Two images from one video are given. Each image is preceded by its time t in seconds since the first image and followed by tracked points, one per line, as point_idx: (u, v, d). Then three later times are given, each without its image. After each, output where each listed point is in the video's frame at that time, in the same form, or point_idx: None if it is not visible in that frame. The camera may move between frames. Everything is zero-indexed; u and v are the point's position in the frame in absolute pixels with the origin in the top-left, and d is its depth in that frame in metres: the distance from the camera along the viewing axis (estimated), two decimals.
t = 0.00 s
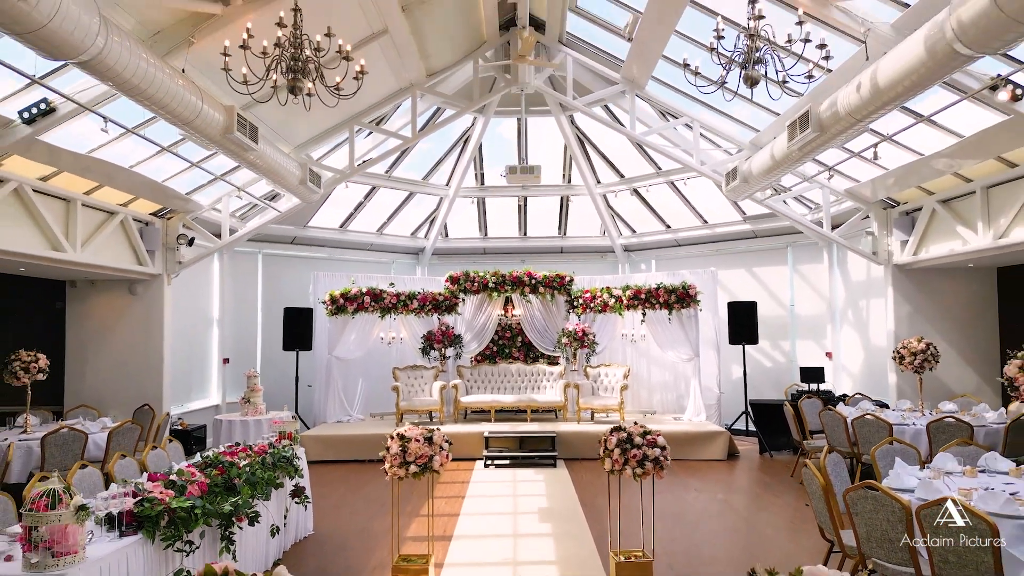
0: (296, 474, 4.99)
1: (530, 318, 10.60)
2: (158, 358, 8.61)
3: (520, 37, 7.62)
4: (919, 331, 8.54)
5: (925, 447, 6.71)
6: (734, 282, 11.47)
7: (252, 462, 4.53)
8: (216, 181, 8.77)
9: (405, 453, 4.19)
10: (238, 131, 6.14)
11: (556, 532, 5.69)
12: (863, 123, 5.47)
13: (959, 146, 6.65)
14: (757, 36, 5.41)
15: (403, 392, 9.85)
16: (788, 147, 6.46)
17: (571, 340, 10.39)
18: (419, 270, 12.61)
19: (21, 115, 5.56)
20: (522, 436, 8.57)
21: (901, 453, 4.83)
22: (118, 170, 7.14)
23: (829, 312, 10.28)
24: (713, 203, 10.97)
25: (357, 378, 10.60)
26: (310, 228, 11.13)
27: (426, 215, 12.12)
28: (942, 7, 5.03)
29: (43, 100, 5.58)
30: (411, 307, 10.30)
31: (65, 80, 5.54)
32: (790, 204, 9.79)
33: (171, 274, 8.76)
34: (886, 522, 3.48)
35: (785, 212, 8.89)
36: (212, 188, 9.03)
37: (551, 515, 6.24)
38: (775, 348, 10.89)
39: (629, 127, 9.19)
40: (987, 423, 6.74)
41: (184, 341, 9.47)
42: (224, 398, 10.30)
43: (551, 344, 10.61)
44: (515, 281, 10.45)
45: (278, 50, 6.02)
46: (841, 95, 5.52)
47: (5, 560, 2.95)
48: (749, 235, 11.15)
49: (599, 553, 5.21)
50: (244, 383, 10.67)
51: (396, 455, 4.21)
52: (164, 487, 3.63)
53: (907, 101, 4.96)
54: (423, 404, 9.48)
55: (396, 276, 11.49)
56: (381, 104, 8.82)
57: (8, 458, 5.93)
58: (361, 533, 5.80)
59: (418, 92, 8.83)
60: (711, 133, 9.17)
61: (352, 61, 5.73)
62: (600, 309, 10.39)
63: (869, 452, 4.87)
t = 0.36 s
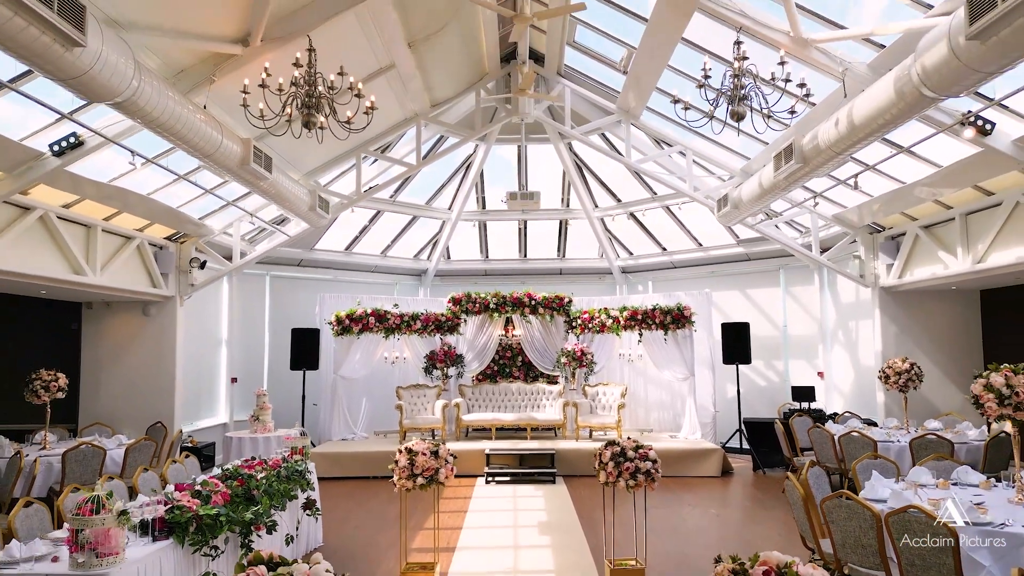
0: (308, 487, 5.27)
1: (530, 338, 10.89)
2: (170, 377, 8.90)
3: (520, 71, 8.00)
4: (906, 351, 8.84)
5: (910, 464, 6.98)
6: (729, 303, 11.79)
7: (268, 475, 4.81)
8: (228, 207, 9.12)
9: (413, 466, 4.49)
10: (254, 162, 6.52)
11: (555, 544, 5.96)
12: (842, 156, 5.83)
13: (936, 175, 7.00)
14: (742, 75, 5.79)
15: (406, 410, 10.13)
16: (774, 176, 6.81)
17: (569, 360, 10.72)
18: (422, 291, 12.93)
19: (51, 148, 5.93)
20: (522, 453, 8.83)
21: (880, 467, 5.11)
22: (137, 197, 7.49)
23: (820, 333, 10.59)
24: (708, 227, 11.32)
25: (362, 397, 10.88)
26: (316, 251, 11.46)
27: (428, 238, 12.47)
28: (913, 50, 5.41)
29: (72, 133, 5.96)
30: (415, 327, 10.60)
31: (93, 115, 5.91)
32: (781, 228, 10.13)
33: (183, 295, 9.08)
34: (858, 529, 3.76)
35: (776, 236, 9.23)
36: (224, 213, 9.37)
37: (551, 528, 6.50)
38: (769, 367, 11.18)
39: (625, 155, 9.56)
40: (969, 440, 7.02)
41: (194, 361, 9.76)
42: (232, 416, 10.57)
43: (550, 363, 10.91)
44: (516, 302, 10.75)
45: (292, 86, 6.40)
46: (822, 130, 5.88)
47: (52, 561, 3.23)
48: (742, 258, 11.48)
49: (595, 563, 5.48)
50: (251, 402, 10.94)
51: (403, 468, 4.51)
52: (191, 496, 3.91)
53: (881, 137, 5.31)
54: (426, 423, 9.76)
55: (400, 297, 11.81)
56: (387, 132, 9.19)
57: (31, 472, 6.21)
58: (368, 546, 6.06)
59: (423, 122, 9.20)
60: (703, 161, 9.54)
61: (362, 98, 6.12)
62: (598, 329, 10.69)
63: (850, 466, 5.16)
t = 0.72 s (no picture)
0: (319, 500, 5.56)
1: (531, 358, 11.19)
2: (182, 396, 9.21)
3: (521, 105, 8.40)
4: (893, 371, 9.15)
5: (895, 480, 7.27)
6: (724, 324, 12.11)
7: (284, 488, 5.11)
8: (240, 232, 9.48)
9: (422, 479, 4.80)
10: (270, 193, 6.90)
11: (555, 557, 6.24)
12: (824, 188, 6.20)
13: (916, 204, 7.37)
14: (729, 112, 6.17)
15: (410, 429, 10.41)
16: (763, 205, 7.18)
17: (568, 380, 11.04)
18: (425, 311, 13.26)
19: (80, 180, 6.32)
20: (523, 470, 9.11)
21: (861, 481, 5.42)
22: (156, 224, 7.86)
23: (812, 353, 10.90)
24: (703, 250, 11.67)
25: (366, 416, 11.18)
26: (323, 273, 11.80)
27: (431, 260, 12.83)
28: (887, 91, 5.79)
29: (100, 166, 6.33)
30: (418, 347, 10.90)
31: (121, 149, 6.29)
32: (773, 252, 10.49)
33: (196, 317, 9.41)
34: (836, 537, 4.05)
35: (767, 260, 9.58)
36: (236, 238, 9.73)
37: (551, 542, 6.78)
38: (763, 387, 11.48)
39: (623, 182, 9.93)
40: (951, 457, 7.31)
41: (206, 380, 10.08)
42: (240, 434, 10.87)
43: (550, 382, 11.15)
44: (516, 323, 11.07)
45: (307, 121, 6.78)
46: (805, 163, 6.26)
47: (95, 564, 3.55)
48: (737, 280, 11.83)
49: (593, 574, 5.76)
50: (259, 420, 11.24)
51: (412, 481, 4.81)
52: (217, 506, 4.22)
53: (858, 171, 5.68)
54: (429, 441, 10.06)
55: (404, 318, 12.13)
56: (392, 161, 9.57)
57: (54, 487, 6.51)
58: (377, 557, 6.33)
59: (428, 150, 9.58)
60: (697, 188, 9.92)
61: (373, 133, 6.50)
62: (597, 349, 11.00)
63: (834, 481, 5.45)
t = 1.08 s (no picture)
0: (331, 509, 5.84)
1: (532, 373, 11.47)
2: (194, 410, 9.51)
3: (521, 131, 8.76)
4: (882, 386, 9.45)
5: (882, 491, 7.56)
6: (720, 339, 12.42)
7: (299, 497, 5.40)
8: (250, 250, 9.81)
9: (429, 488, 5.10)
10: (284, 215, 7.24)
11: (555, 564, 6.52)
12: (810, 211, 6.55)
13: (900, 225, 7.71)
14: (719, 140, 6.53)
15: (414, 442, 10.71)
16: (754, 227, 7.52)
17: (568, 394, 11.33)
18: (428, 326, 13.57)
19: (104, 204, 6.67)
20: (524, 482, 9.39)
21: (845, 490, 5.71)
22: (172, 244, 8.19)
23: (805, 368, 11.20)
24: (698, 267, 12.00)
25: (371, 429, 11.48)
26: (329, 289, 12.12)
27: (434, 276, 13.16)
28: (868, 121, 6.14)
29: (124, 191, 6.69)
30: (421, 362, 11.23)
31: (143, 175, 6.64)
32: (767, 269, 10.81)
33: (207, 333, 9.72)
34: (817, 541, 4.34)
35: (760, 278, 9.91)
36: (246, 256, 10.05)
37: (552, 550, 7.06)
38: (758, 401, 11.76)
39: (621, 202, 10.28)
40: (937, 469, 7.59)
41: (216, 394, 10.37)
42: (248, 447, 11.16)
43: (549, 396, 11.43)
44: (517, 338, 11.38)
45: (319, 148, 7.14)
46: (791, 189, 6.61)
47: (131, 565, 3.86)
48: (732, 296, 12.14)
49: None
50: (266, 433, 11.52)
51: (421, 490, 5.11)
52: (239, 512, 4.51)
53: (840, 197, 6.02)
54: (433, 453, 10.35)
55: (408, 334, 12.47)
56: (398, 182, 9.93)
57: (76, 498, 6.80)
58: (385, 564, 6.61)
59: (432, 172, 9.93)
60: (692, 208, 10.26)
61: (382, 159, 6.85)
62: (596, 363, 11.33)
63: (820, 490, 5.74)
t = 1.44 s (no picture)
0: (341, 517, 6.13)
1: (532, 386, 11.76)
2: (204, 422, 9.80)
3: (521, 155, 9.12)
4: (871, 399, 9.76)
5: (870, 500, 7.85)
6: (715, 353, 12.73)
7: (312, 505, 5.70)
8: (259, 268, 10.13)
9: (435, 496, 5.40)
10: (295, 236, 7.58)
11: (554, 571, 6.80)
12: (796, 233, 6.89)
13: (885, 245, 8.04)
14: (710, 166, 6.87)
15: (417, 453, 10.99)
16: (745, 247, 7.86)
17: (568, 407, 11.57)
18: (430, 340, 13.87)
19: (126, 226, 7.01)
20: (525, 493, 9.67)
21: (830, 499, 6.01)
22: (187, 263, 8.53)
23: (798, 382, 11.50)
24: (694, 283, 12.33)
25: (375, 441, 11.76)
26: (334, 304, 12.43)
27: (436, 292, 13.48)
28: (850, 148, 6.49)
29: (144, 214, 7.03)
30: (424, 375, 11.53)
31: (163, 199, 6.99)
32: (760, 285, 11.14)
33: (218, 347, 10.03)
34: (799, 545, 4.64)
35: (753, 294, 10.23)
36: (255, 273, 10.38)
37: (551, 558, 7.34)
38: (752, 414, 12.06)
39: (618, 220, 10.61)
40: (922, 480, 7.89)
41: (225, 407, 10.67)
42: (255, 459, 11.44)
43: (548, 409, 11.73)
44: (518, 351, 11.67)
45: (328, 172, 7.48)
46: (779, 211, 6.95)
47: (160, 566, 4.16)
48: (727, 311, 12.46)
49: None
50: (273, 445, 11.81)
51: (427, 498, 5.41)
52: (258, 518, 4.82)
53: (824, 221, 6.37)
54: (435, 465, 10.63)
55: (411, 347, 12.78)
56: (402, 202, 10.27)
57: (94, 507, 7.09)
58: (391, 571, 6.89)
59: (436, 191, 10.27)
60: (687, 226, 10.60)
61: (390, 183, 7.20)
62: (594, 377, 11.62)
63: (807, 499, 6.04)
